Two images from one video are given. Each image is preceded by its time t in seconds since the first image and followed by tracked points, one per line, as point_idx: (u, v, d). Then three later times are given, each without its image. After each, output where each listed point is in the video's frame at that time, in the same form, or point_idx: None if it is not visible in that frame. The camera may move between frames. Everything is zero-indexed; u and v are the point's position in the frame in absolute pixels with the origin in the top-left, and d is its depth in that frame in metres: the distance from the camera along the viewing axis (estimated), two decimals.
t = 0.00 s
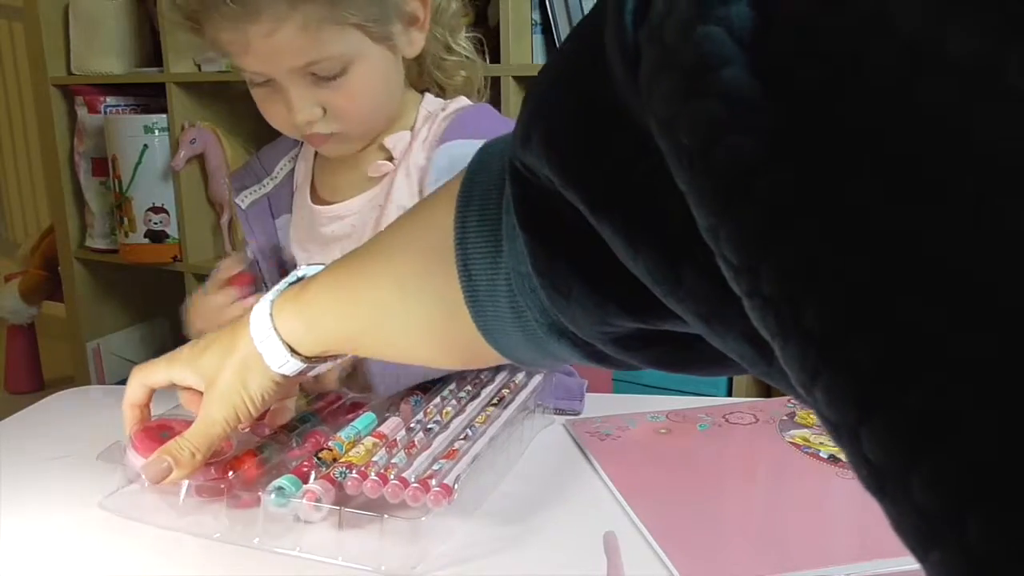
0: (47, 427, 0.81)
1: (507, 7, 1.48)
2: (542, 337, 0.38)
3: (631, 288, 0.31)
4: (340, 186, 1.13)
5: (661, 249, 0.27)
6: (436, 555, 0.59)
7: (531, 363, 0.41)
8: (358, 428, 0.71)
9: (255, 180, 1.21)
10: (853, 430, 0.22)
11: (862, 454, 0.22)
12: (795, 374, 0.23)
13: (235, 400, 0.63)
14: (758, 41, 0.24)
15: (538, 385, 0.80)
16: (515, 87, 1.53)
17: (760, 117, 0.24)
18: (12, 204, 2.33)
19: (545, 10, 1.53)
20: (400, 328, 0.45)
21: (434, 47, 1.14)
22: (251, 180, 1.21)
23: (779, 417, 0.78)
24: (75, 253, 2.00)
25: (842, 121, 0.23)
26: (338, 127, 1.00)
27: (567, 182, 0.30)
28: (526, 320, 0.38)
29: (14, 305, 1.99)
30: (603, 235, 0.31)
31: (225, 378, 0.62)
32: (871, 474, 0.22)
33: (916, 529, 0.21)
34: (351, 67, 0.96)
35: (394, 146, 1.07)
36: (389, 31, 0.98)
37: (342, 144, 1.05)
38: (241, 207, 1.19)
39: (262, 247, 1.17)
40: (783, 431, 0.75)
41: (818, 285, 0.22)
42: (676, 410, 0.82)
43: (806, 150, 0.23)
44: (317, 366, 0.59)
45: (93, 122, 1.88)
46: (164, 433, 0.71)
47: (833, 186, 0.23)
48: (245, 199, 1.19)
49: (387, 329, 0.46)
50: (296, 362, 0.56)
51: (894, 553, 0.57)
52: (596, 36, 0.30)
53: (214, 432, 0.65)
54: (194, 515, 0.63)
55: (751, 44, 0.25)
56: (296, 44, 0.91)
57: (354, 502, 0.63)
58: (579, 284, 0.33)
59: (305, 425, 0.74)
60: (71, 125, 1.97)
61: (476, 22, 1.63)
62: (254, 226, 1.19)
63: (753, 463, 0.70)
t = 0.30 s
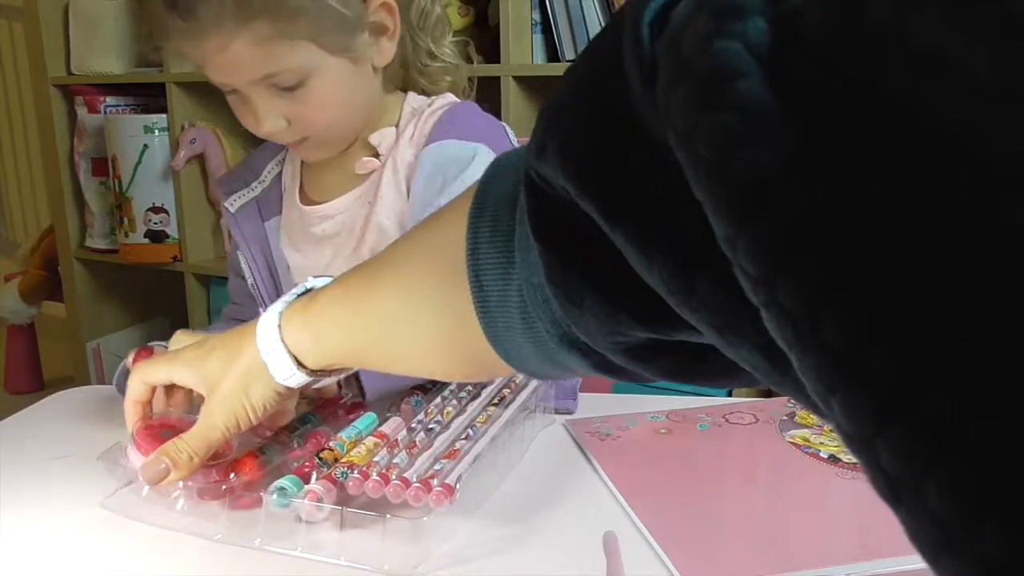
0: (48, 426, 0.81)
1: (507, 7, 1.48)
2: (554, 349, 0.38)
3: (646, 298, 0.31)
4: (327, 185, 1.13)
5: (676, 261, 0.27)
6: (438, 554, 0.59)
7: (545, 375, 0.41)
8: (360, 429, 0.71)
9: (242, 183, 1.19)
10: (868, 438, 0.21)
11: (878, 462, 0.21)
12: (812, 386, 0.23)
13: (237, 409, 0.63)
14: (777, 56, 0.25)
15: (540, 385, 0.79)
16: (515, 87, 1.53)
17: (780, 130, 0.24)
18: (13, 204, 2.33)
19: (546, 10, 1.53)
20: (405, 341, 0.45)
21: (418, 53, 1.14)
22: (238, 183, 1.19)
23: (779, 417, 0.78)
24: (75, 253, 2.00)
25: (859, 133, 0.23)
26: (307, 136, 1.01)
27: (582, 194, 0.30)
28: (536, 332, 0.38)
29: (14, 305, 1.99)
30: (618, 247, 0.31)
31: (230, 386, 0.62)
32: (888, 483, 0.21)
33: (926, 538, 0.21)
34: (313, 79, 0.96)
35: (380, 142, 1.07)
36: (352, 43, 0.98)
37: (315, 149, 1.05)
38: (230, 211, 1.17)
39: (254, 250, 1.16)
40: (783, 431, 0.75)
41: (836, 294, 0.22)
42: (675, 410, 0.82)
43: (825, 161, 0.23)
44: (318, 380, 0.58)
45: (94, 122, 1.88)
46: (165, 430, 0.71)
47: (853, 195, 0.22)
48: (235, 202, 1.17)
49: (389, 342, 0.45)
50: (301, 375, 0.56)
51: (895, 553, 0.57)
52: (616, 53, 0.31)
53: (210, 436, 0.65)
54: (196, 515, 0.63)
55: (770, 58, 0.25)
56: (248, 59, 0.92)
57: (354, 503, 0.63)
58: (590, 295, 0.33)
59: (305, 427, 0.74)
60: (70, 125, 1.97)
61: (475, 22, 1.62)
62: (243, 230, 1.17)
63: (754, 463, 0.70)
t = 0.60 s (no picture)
0: (50, 425, 0.82)
1: (506, 7, 1.48)
2: (599, 378, 0.38)
3: (684, 331, 0.32)
4: (319, 185, 1.13)
5: (721, 292, 0.28)
6: (438, 549, 0.59)
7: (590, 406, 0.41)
8: (357, 424, 0.72)
9: (237, 185, 1.21)
10: (917, 467, 0.22)
11: (926, 492, 0.22)
12: (856, 412, 0.24)
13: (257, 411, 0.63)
14: (820, 92, 0.24)
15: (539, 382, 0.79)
16: (515, 86, 1.53)
17: (824, 165, 0.24)
18: (13, 205, 2.33)
19: (546, 10, 1.53)
20: (445, 367, 0.44)
21: (408, 60, 1.13)
22: (233, 185, 1.21)
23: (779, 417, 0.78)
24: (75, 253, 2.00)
25: (901, 169, 0.22)
26: (285, 138, 1.01)
27: (626, 226, 0.30)
28: (583, 360, 0.38)
29: (14, 305, 1.99)
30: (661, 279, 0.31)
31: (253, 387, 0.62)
32: (934, 513, 0.22)
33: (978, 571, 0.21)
34: (286, 83, 0.97)
35: (372, 142, 1.07)
36: (328, 46, 0.99)
37: (304, 148, 1.05)
38: (224, 212, 1.19)
39: (248, 250, 1.18)
40: (783, 431, 0.75)
41: (881, 331, 0.22)
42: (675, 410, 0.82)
43: (868, 197, 0.23)
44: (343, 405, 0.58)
45: (94, 122, 1.88)
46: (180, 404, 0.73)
47: (900, 233, 0.22)
48: (229, 203, 1.19)
49: (426, 366, 0.44)
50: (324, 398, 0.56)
51: (894, 553, 0.57)
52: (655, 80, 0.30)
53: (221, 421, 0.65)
54: (198, 510, 0.63)
55: (813, 93, 0.24)
56: (220, 60, 0.93)
57: (355, 498, 0.64)
58: (632, 328, 0.33)
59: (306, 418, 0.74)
60: (71, 125, 1.97)
61: (475, 22, 1.62)
62: (237, 229, 1.19)
63: (755, 463, 0.70)
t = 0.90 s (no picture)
0: (50, 425, 0.81)
1: (506, 7, 1.48)
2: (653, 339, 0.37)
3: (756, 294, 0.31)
4: (318, 185, 1.13)
5: (785, 248, 0.29)
6: (436, 547, 0.59)
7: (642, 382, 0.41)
8: (357, 420, 0.72)
9: (236, 186, 1.22)
10: (975, 419, 0.23)
11: (985, 441, 0.23)
12: (917, 365, 0.25)
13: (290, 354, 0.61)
14: (898, 56, 0.26)
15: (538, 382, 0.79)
16: (515, 86, 1.53)
17: (901, 123, 0.25)
18: (13, 205, 2.33)
19: (546, 10, 1.53)
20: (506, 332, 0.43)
21: (408, 62, 1.13)
22: (231, 186, 1.21)
23: (779, 417, 0.78)
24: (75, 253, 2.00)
25: (975, 129, 0.24)
26: (282, 134, 1.01)
27: (694, 176, 0.31)
28: (637, 322, 0.38)
29: (13, 305, 1.99)
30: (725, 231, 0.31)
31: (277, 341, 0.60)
32: (994, 460, 0.23)
33: None
34: (282, 77, 0.96)
35: (371, 142, 1.07)
36: (325, 43, 0.99)
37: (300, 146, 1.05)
38: (222, 213, 1.19)
39: (246, 251, 1.18)
40: (783, 431, 0.75)
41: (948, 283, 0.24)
42: (675, 409, 0.82)
43: (942, 155, 0.24)
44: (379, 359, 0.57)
45: (94, 122, 1.88)
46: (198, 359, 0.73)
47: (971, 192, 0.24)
48: (227, 205, 1.19)
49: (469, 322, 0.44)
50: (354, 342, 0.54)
51: (894, 552, 0.57)
52: (739, 42, 0.31)
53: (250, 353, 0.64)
54: (198, 510, 0.63)
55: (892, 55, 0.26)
56: (215, 52, 0.93)
57: (355, 496, 0.64)
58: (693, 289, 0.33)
59: (305, 413, 0.74)
60: (71, 126, 1.97)
61: (475, 22, 1.62)
62: (236, 230, 1.20)
63: (755, 462, 0.70)
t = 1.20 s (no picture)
0: (51, 425, 0.82)
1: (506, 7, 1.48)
2: (769, 310, 0.38)
3: (915, 241, 0.32)
4: (319, 186, 1.13)
5: (937, 187, 0.30)
6: (438, 547, 0.59)
7: (747, 371, 0.41)
8: (357, 419, 0.72)
9: (237, 188, 1.22)
10: None
11: None
12: None
13: (344, 278, 0.61)
14: None
15: (537, 382, 0.79)
16: (515, 86, 1.53)
17: None
18: (12, 205, 2.33)
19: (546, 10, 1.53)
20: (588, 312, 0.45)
21: (412, 61, 1.14)
22: (233, 189, 1.22)
23: (779, 417, 0.78)
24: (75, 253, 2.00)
25: None
26: (283, 128, 0.99)
27: (852, 113, 0.32)
28: (753, 292, 0.38)
29: (13, 305, 1.99)
30: (882, 175, 0.32)
31: (335, 259, 0.59)
32: None
33: None
34: (285, 70, 0.95)
35: (373, 142, 1.07)
36: (327, 35, 0.99)
37: (299, 144, 1.04)
38: (225, 216, 1.19)
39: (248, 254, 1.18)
40: (783, 431, 0.75)
41: None
42: (676, 409, 0.82)
43: None
44: (412, 307, 0.53)
45: (94, 122, 1.88)
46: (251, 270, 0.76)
47: None
48: (229, 208, 1.20)
49: (537, 303, 0.46)
50: (404, 267, 0.52)
51: (894, 552, 0.57)
52: None
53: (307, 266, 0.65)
54: (198, 510, 0.63)
55: None
56: (219, 41, 0.91)
57: (354, 496, 0.64)
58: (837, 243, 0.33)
59: (304, 412, 0.74)
60: (71, 126, 1.97)
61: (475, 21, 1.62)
62: (238, 232, 1.20)
63: (755, 463, 0.70)
